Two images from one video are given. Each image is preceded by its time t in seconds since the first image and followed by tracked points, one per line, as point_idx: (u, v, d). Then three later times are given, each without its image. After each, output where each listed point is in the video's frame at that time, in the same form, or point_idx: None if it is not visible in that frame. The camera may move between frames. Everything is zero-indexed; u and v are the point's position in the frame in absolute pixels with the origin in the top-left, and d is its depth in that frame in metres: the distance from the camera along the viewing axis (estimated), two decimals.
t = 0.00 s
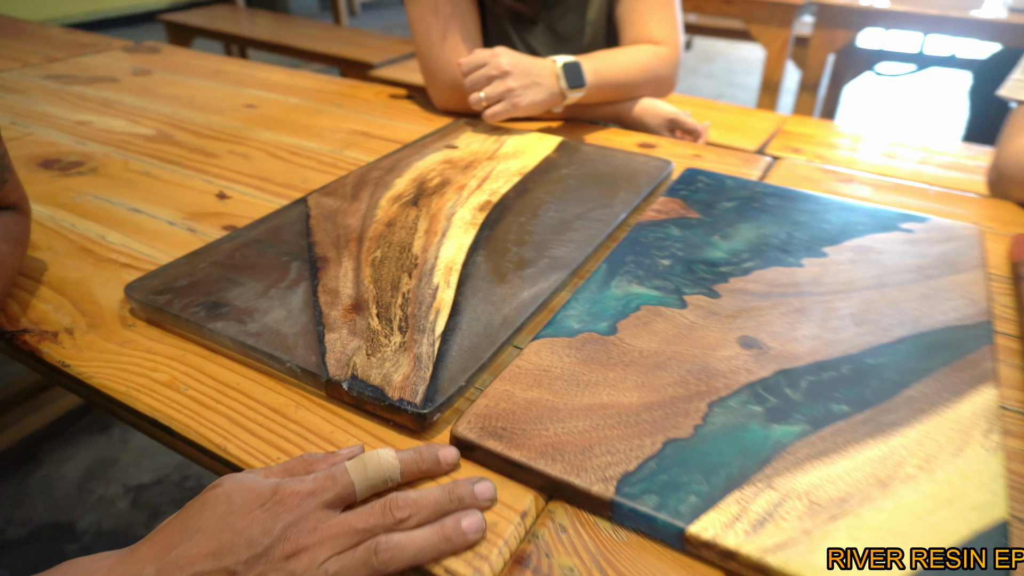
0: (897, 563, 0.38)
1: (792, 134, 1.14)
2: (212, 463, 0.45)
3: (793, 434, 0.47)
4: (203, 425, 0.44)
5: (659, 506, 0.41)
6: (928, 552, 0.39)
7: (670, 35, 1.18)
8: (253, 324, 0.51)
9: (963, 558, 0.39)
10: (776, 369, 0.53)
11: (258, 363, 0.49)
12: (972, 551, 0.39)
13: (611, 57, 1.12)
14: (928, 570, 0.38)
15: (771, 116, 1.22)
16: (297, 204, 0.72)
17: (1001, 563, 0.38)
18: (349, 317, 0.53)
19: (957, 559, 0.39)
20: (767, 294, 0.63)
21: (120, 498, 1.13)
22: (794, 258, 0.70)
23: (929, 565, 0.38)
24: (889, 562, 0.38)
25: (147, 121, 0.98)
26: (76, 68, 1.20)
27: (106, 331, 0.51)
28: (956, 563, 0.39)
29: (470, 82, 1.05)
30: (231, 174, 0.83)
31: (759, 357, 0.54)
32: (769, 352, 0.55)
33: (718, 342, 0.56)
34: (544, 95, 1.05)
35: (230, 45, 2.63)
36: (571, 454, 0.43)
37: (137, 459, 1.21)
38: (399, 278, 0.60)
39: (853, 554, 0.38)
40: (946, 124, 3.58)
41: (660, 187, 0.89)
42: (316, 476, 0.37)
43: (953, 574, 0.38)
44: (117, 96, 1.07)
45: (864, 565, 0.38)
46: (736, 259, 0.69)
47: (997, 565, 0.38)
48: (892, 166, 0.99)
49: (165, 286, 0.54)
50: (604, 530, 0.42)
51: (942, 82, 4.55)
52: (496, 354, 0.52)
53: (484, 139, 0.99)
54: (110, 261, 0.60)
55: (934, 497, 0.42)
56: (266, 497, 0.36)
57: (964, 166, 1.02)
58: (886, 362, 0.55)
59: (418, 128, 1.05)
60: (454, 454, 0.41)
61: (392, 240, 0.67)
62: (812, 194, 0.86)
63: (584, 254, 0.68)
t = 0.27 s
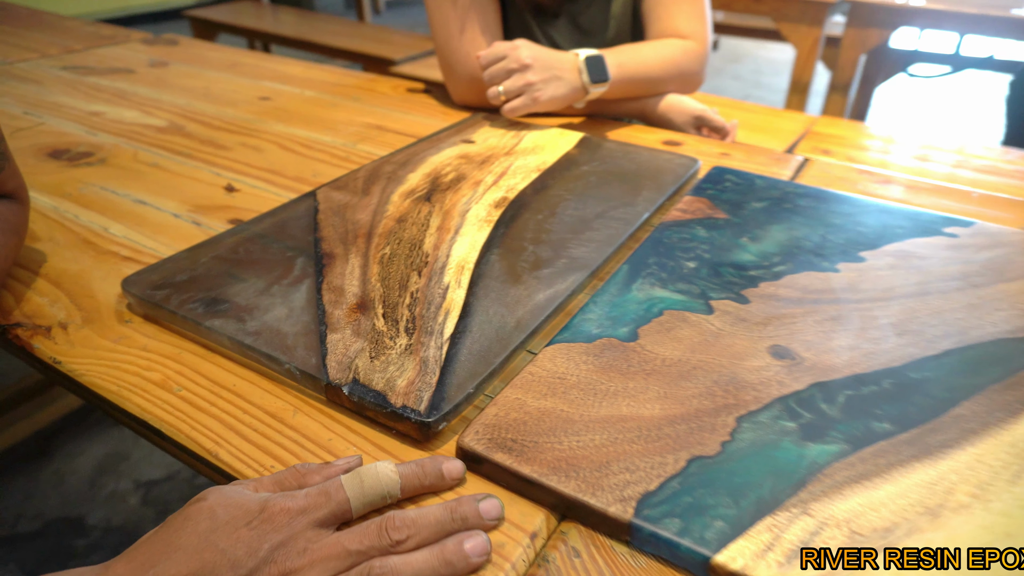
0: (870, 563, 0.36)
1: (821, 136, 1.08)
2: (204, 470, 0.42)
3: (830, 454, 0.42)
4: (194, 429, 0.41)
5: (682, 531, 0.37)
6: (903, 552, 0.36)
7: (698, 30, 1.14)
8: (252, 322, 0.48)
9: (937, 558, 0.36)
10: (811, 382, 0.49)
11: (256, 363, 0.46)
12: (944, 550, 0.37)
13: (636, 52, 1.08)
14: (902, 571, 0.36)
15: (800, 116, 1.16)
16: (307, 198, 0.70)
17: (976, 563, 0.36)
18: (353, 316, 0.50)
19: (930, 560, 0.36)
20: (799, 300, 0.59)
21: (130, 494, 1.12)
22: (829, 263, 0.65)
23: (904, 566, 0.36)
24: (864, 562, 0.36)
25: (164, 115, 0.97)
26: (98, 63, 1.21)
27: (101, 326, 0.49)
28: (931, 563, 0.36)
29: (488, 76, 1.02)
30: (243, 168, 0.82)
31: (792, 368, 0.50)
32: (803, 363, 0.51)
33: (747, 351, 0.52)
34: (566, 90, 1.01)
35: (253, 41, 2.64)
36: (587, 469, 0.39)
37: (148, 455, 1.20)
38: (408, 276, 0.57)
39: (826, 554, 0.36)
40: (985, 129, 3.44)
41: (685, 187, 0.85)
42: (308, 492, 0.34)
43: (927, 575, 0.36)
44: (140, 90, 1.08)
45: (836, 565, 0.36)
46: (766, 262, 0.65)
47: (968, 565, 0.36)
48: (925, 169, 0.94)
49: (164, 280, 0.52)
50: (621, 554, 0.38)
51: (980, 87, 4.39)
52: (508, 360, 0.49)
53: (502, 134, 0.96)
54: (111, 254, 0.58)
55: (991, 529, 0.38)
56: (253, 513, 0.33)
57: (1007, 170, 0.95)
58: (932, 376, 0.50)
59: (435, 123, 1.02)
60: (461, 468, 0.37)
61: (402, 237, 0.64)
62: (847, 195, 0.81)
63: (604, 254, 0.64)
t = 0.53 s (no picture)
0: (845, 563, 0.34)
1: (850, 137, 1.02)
2: (205, 470, 0.41)
3: (868, 468, 0.39)
4: (194, 425, 0.39)
5: (707, 547, 0.34)
6: (874, 551, 0.34)
7: (726, 23, 1.11)
8: (259, 315, 0.46)
9: (910, 558, 0.34)
10: (846, 390, 0.45)
11: (262, 358, 0.44)
12: (918, 550, 0.34)
13: (662, 44, 1.05)
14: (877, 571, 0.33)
15: (827, 117, 1.10)
16: (321, 189, 0.69)
17: (949, 563, 0.34)
18: (364, 311, 0.48)
19: (903, 560, 0.34)
20: (833, 302, 0.55)
21: (145, 487, 1.11)
22: (866, 264, 0.62)
23: (877, 566, 0.34)
24: (838, 563, 0.34)
25: (184, 108, 0.97)
26: (124, 58, 1.22)
27: (105, 317, 0.47)
28: (902, 563, 0.34)
29: (509, 68, 0.99)
30: (258, 160, 0.80)
31: (826, 375, 0.47)
32: (837, 369, 0.48)
33: (777, 355, 0.49)
34: (589, 83, 0.99)
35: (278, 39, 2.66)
36: (606, 478, 0.37)
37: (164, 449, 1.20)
38: (421, 271, 0.55)
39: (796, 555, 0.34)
40: None
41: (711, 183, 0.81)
42: (305, 498, 0.32)
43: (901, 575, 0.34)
44: (165, 84, 1.09)
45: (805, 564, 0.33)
46: (797, 262, 0.61)
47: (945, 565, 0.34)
48: (958, 171, 0.89)
49: (171, 271, 0.51)
50: (640, 570, 0.35)
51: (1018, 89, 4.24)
52: (524, 360, 0.46)
53: (524, 128, 0.93)
54: (120, 244, 0.57)
55: None
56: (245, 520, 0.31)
57: None
58: (979, 386, 0.46)
59: (454, 117, 1.00)
60: (469, 475, 0.36)
61: (417, 230, 0.62)
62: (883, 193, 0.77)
63: (627, 252, 0.62)
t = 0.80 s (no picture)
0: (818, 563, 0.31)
1: (892, 140, 0.94)
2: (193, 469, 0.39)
3: (907, 496, 0.35)
4: (181, 423, 0.37)
5: None
6: (848, 552, 0.32)
7: (763, 17, 1.06)
8: (257, 308, 0.44)
9: (883, 558, 0.32)
10: (885, 407, 0.41)
11: (257, 354, 0.42)
12: (891, 549, 0.32)
13: (694, 37, 1.01)
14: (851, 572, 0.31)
15: (867, 118, 1.02)
16: (333, 180, 0.67)
17: (923, 562, 0.32)
18: (367, 306, 0.46)
19: (877, 560, 0.32)
20: (872, 310, 0.51)
21: (164, 477, 1.12)
22: (909, 270, 0.57)
23: (850, 566, 0.31)
24: (811, 563, 0.31)
25: (207, 99, 0.97)
26: (154, 49, 1.23)
27: (103, 306, 0.46)
28: (876, 564, 0.32)
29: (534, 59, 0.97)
30: (276, 150, 0.79)
31: (862, 390, 0.43)
32: (875, 384, 0.43)
33: (809, 366, 0.45)
34: (618, 76, 0.95)
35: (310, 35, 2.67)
36: (613, 497, 0.33)
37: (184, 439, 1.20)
38: (430, 267, 0.52)
39: (763, 553, 0.32)
40: None
41: (744, 181, 0.76)
42: (283, 508, 0.30)
43: None
44: (191, 75, 1.09)
45: (775, 565, 0.31)
46: (834, 266, 0.57)
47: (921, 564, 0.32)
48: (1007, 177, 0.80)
49: (172, 260, 0.49)
50: None
51: None
52: (533, 363, 0.43)
53: (547, 122, 0.90)
54: (127, 232, 0.56)
55: None
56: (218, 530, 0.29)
57: None
58: None
59: (477, 110, 0.97)
60: (465, 488, 0.33)
61: (429, 223, 0.60)
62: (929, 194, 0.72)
63: (650, 251, 0.58)
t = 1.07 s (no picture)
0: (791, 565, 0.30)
1: (945, 147, 0.87)
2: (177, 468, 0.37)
3: (942, 538, 0.31)
4: (164, 419, 0.35)
5: None
6: (821, 551, 0.31)
7: (806, 12, 1.01)
8: (254, 302, 0.43)
9: (858, 557, 0.31)
10: (922, 435, 0.38)
11: (250, 349, 0.41)
12: (864, 549, 0.31)
13: (732, 32, 0.96)
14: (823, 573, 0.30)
15: (918, 122, 0.94)
16: (348, 172, 0.66)
17: (896, 563, 0.31)
18: (366, 304, 0.44)
19: (850, 559, 0.31)
20: (912, 327, 0.47)
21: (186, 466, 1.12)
22: (957, 284, 0.52)
23: (822, 567, 0.30)
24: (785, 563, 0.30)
25: (233, 89, 0.97)
26: (189, 40, 1.24)
27: (101, 295, 0.45)
28: (850, 563, 0.30)
29: (562, 54, 0.94)
30: (296, 142, 0.78)
31: (896, 415, 0.39)
32: (912, 409, 0.40)
33: (838, 386, 0.41)
34: (647, 73, 0.91)
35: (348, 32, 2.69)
36: (610, 522, 0.31)
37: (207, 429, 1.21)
38: (437, 264, 0.50)
39: (737, 552, 0.30)
40: None
41: (780, 182, 0.72)
42: (250, 520, 0.28)
43: None
44: (222, 66, 1.09)
45: (748, 565, 0.30)
46: (872, 276, 0.53)
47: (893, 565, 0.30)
48: None
49: (174, 250, 0.48)
50: None
51: None
52: (536, 370, 0.41)
53: (575, 117, 0.87)
54: (136, 220, 0.55)
55: None
56: (179, 541, 0.27)
57: None
58: None
59: (503, 105, 0.95)
60: (450, 504, 0.31)
61: (440, 220, 0.58)
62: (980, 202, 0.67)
63: (672, 255, 0.55)
